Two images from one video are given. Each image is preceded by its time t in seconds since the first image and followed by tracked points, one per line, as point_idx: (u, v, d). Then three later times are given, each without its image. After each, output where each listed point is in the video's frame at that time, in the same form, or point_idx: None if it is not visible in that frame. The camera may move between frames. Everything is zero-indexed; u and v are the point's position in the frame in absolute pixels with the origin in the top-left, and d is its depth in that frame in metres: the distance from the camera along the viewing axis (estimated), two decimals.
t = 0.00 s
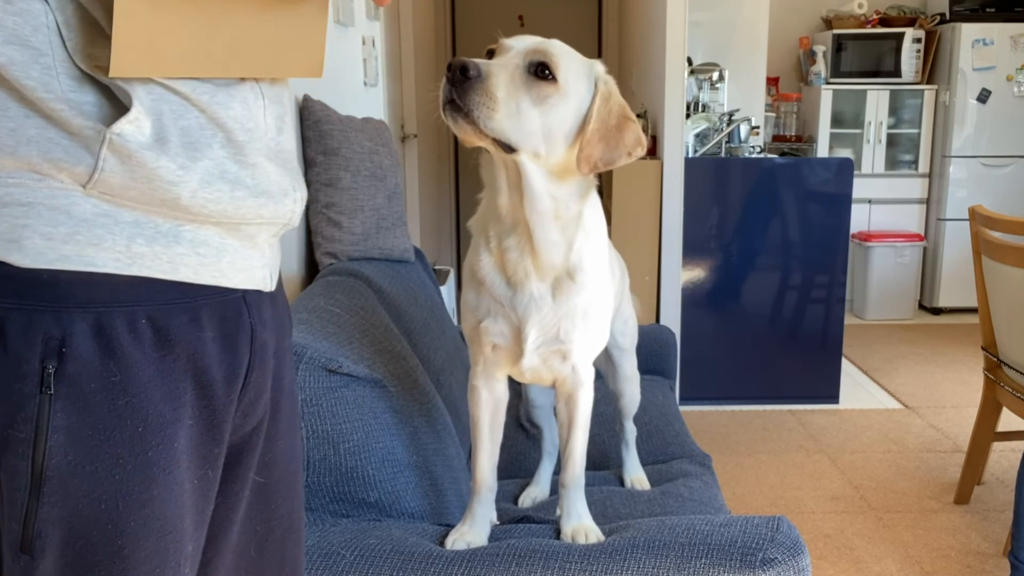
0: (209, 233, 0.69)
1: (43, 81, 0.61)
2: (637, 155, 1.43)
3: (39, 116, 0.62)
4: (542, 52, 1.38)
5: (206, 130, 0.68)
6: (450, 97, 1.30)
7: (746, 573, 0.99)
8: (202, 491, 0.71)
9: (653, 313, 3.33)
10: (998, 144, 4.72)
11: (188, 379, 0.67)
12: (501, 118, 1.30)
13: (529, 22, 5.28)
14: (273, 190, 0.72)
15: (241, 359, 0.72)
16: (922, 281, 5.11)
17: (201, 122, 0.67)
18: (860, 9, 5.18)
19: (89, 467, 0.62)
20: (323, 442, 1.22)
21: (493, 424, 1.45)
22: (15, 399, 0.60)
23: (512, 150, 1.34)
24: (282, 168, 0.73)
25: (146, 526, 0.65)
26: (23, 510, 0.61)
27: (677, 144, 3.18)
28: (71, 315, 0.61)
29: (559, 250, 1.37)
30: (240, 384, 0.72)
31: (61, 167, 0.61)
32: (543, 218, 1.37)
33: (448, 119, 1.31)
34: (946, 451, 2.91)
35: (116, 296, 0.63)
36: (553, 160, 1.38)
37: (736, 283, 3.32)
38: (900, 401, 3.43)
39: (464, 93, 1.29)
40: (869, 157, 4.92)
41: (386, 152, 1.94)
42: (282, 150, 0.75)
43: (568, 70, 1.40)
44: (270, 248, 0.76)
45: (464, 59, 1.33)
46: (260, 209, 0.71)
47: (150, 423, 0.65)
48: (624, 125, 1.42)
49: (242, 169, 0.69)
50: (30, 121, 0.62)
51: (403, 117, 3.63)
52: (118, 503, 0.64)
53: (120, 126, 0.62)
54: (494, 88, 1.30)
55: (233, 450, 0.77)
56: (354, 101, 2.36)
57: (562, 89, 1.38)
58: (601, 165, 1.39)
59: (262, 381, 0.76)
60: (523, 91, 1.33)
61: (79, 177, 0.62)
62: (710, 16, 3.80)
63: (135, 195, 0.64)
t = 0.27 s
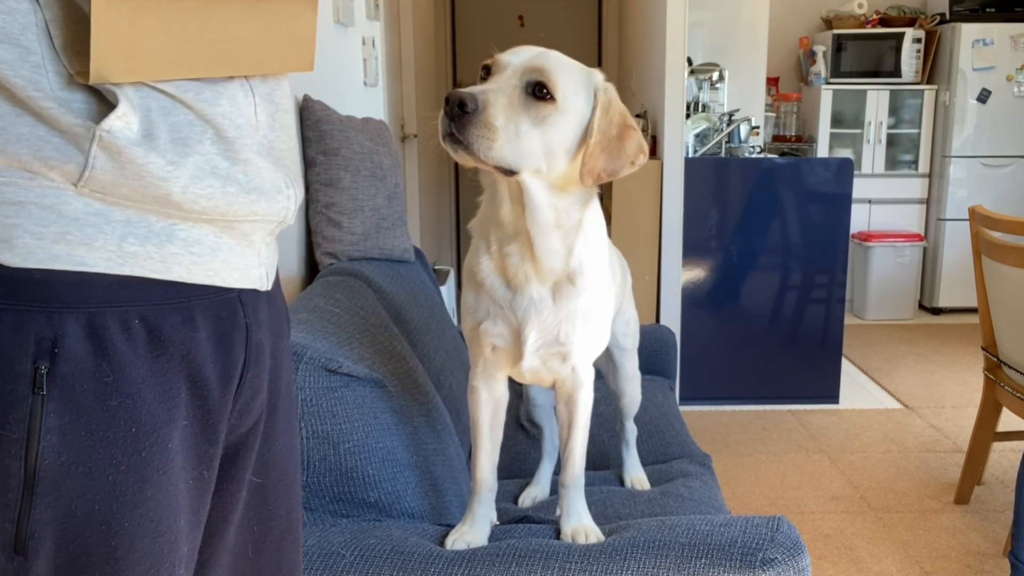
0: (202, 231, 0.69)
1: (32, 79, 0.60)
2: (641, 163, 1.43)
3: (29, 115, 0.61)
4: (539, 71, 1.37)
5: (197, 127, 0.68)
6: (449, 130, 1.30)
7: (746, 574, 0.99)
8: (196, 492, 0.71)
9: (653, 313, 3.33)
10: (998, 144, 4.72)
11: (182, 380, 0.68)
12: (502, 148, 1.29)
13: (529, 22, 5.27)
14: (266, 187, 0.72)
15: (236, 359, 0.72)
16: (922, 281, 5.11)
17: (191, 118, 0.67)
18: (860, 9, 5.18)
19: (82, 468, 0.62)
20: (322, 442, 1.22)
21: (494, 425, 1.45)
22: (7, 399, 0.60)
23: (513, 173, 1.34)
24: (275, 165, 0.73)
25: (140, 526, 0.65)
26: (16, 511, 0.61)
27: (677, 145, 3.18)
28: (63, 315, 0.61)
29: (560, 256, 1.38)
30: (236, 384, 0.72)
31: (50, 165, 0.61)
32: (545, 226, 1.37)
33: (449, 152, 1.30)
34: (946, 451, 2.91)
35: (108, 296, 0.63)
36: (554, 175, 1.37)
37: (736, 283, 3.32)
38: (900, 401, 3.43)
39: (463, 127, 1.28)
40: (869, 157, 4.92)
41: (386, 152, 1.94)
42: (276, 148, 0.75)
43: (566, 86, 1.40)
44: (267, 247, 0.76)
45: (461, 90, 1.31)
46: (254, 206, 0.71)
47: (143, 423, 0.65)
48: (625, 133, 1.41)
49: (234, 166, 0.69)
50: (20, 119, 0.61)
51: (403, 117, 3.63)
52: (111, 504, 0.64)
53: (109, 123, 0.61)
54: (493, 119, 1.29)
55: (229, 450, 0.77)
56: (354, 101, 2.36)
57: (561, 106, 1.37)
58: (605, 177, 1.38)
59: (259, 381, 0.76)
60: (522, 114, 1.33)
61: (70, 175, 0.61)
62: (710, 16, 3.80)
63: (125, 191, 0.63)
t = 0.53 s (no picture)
0: (202, 231, 0.69)
1: (33, 82, 0.60)
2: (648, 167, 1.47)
3: (30, 117, 0.61)
4: (546, 88, 1.37)
5: (196, 127, 0.67)
6: (461, 159, 1.31)
7: (746, 574, 0.99)
8: (196, 491, 0.71)
9: (653, 313, 3.33)
10: (998, 144, 4.72)
11: (182, 380, 0.68)
12: (513, 172, 1.30)
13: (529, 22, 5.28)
14: (265, 187, 0.72)
15: (235, 359, 0.72)
16: (922, 281, 5.11)
17: (190, 119, 0.67)
18: (860, 9, 5.18)
19: (82, 468, 0.62)
20: (322, 443, 1.22)
21: (494, 426, 1.45)
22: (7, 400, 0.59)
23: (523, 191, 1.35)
24: (274, 164, 0.73)
25: (139, 526, 0.65)
26: (16, 511, 0.61)
27: (677, 144, 3.18)
28: (63, 315, 0.61)
29: (562, 259, 1.38)
30: (235, 384, 0.72)
31: (51, 167, 0.61)
32: (549, 231, 1.37)
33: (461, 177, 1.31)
34: (946, 451, 2.91)
35: (108, 296, 0.63)
36: (565, 186, 1.39)
37: (736, 283, 3.32)
38: (900, 402, 3.43)
39: (474, 155, 1.29)
40: (869, 157, 4.92)
41: (386, 152, 1.94)
42: (276, 148, 0.75)
43: (573, 99, 1.39)
44: (266, 247, 0.76)
45: (470, 118, 1.32)
46: (254, 205, 0.71)
47: (143, 424, 0.65)
48: (633, 140, 1.44)
49: (234, 166, 0.69)
50: (20, 123, 0.61)
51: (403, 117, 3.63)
52: (111, 504, 0.64)
53: (110, 126, 0.61)
54: (504, 145, 1.30)
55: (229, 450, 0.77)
56: (354, 101, 2.36)
57: (569, 121, 1.38)
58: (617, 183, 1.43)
59: (258, 381, 0.76)
60: (532, 134, 1.34)
61: (70, 177, 0.61)
62: (709, 16, 3.80)
63: (126, 194, 0.63)
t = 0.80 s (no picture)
0: (207, 230, 0.69)
1: (39, 88, 0.60)
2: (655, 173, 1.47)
3: (37, 122, 0.61)
4: (552, 97, 1.38)
5: (201, 128, 0.68)
6: (470, 172, 1.32)
7: (746, 574, 0.99)
8: (202, 490, 0.71)
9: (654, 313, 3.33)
10: (998, 144, 4.72)
11: (188, 378, 0.68)
12: (523, 183, 1.31)
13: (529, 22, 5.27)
14: (268, 187, 0.72)
15: (241, 358, 0.72)
16: (922, 281, 5.11)
17: (194, 121, 0.67)
18: (860, 9, 5.18)
19: (90, 467, 0.62)
20: (325, 442, 1.22)
21: (495, 426, 1.45)
22: (14, 398, 0.59)
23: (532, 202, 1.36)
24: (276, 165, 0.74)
25: (146, 523, 0.65)
26: (24, 509, 0.61)
27: (677, 145, 3.18)
28: (71, 314, 0.61)
29: (566, 263, 1.38)
30: (240, 383, 0.72)
31: (58, 170, 0.61)
32: (554, 237, 1.37)
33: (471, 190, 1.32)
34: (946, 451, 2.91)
35: (115, 295, 0.63)
36: (572, 194, 1.39)
37: (736, 283, 3.32)
38: (900, 402, 3.43)
39: (484, 169, 1.30)
40: (869, 157, 4.92)
41: (386, 152, 1.94)
42: (279, 148, 0.75)
43: (579, 108, 1.40)
44: (269, 246, 0.77)
45: (478, 132, 1.33)
46: (258, 205, 0.71)
47: (150, 423, 0.65)
48: (639, 147, 1.44)
49: (238, 167, 0.69)
50: (28, 126, 0.61)
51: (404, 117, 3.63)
52: (118, 502, 0.63)
53: (117, 129, 0.62)
54: (512, 158, 1.31)
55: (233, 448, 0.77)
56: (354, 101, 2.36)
57: (576, 129, 1.39)
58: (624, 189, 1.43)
59: (262, 379, 0.76)
60: (539, 145, 1.35)
61: (77, 179, 0.61)
62: (709, 16, 3.80)
63: (132, 195, 0.64)
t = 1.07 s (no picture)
0: (207, 230, 0.69)
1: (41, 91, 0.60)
2: (658, 172, 1.46)
3: (38, 124, 0.61)
4: (560, 82, 1.39)
5: (201, 129, 0.68)
6: (472, 149, 1.33)
7: (746, 574, 0.99)
8: (204, 488, 0.71)
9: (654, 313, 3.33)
10: (998, 144, 4.72)
11: (189, 376, 0.68)
12: (525, 164, 1.32)
13: (529, 22, 5.28)
14: (268, 188, 0.72)
15: (241, 356, 0.72)
16: (922, 281, 5.11)
17: (193, 121, 0.67)
18: (860, 9, 5.18)
19: (91, 464, 0.62)
20: (324, 442, 1.22)
21: (495, 426, 1.45)
22: (16, 396, 0.59)
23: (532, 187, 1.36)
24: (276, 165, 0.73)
25: (147, 521, 0.65)
26: (25, 507, 0.61)
27: (677, 145, 3.18)
28: (72, 312, 0.61)
29: (569, 263, 1.38)
30: (240, 381, 0.72)
31: (59, 172, 0.61)
32: (557, 235, 1.37)
33: (473, 167, 1.33)
34: (946, 451, 2.91)
35: (117, 294, 0.63)
36: (573, 184, 1.40)
37: (736, 283, 3.32)
38: (900, 402, 3.43)
39: (487, 146, 1.31)
40: (869, 157, 4.92)
41: (386, 152, 1.94)
42: (278, 148, 0.75)
43: (586, 97, 1.41)
44: (269, 246, 0.77)
45: (484, 109, 1.34)
46: (258, 205, 0.71)
47: (151, 420, 0.65)
48: (643, 142, 1.44)
49: (238, 168, 0.69)
50: (30, 129, 0.61)
51: (403, 117, 3.63)
52: (119, 500, 0.63)
53: (118, 131, 0.62)
54: (516, 137, 1.32)
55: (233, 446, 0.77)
56: (354, 102, 2.36)
57: (581, 118, 1.40)
58: (625, 185, 1.42)
59: (262, 378, 0.76)
60: (544, 128, 1.36)
61: (78, 180, 0.61)
62: (709, 16, 3.80)
63: (134, 197, 0.64)
